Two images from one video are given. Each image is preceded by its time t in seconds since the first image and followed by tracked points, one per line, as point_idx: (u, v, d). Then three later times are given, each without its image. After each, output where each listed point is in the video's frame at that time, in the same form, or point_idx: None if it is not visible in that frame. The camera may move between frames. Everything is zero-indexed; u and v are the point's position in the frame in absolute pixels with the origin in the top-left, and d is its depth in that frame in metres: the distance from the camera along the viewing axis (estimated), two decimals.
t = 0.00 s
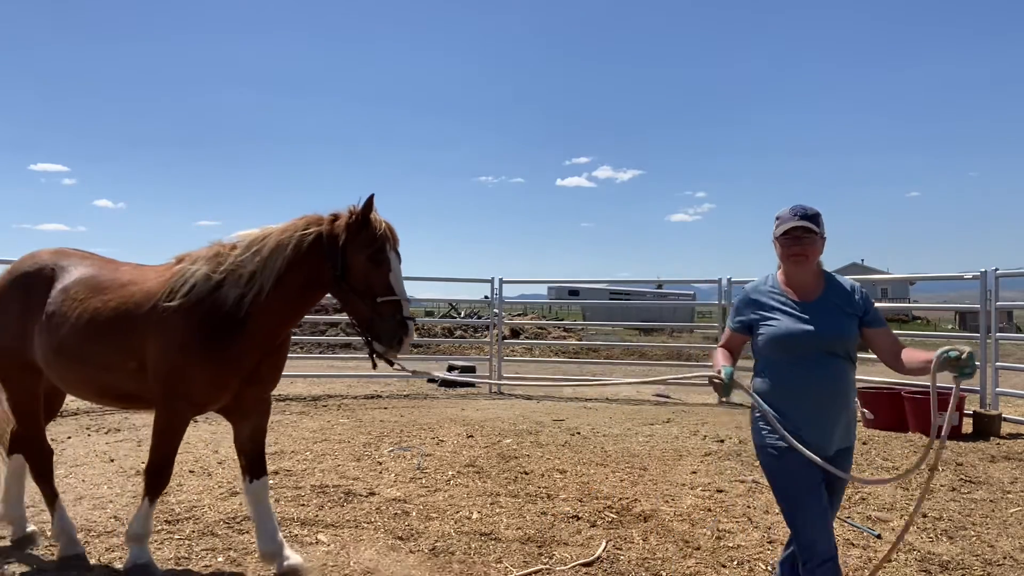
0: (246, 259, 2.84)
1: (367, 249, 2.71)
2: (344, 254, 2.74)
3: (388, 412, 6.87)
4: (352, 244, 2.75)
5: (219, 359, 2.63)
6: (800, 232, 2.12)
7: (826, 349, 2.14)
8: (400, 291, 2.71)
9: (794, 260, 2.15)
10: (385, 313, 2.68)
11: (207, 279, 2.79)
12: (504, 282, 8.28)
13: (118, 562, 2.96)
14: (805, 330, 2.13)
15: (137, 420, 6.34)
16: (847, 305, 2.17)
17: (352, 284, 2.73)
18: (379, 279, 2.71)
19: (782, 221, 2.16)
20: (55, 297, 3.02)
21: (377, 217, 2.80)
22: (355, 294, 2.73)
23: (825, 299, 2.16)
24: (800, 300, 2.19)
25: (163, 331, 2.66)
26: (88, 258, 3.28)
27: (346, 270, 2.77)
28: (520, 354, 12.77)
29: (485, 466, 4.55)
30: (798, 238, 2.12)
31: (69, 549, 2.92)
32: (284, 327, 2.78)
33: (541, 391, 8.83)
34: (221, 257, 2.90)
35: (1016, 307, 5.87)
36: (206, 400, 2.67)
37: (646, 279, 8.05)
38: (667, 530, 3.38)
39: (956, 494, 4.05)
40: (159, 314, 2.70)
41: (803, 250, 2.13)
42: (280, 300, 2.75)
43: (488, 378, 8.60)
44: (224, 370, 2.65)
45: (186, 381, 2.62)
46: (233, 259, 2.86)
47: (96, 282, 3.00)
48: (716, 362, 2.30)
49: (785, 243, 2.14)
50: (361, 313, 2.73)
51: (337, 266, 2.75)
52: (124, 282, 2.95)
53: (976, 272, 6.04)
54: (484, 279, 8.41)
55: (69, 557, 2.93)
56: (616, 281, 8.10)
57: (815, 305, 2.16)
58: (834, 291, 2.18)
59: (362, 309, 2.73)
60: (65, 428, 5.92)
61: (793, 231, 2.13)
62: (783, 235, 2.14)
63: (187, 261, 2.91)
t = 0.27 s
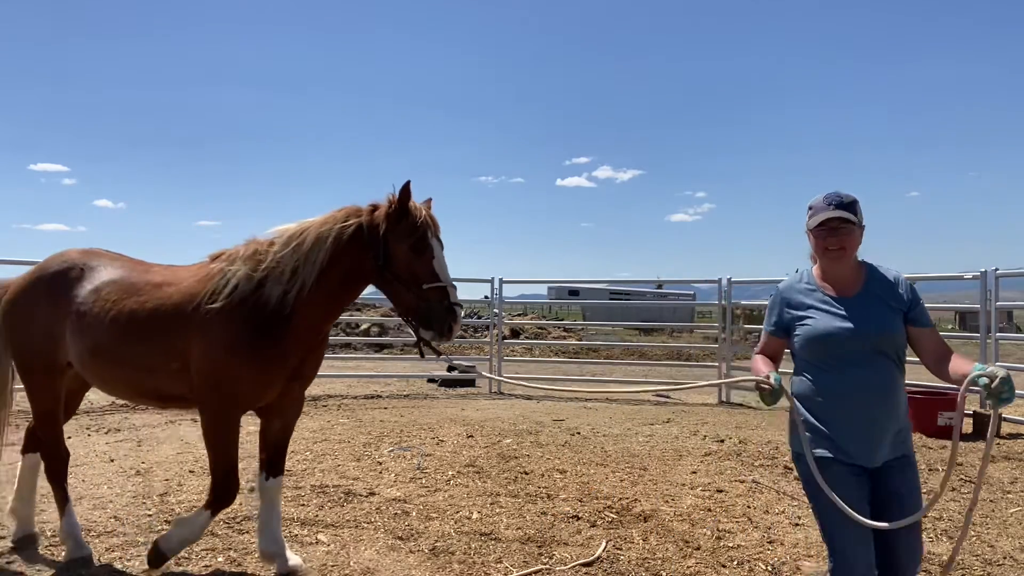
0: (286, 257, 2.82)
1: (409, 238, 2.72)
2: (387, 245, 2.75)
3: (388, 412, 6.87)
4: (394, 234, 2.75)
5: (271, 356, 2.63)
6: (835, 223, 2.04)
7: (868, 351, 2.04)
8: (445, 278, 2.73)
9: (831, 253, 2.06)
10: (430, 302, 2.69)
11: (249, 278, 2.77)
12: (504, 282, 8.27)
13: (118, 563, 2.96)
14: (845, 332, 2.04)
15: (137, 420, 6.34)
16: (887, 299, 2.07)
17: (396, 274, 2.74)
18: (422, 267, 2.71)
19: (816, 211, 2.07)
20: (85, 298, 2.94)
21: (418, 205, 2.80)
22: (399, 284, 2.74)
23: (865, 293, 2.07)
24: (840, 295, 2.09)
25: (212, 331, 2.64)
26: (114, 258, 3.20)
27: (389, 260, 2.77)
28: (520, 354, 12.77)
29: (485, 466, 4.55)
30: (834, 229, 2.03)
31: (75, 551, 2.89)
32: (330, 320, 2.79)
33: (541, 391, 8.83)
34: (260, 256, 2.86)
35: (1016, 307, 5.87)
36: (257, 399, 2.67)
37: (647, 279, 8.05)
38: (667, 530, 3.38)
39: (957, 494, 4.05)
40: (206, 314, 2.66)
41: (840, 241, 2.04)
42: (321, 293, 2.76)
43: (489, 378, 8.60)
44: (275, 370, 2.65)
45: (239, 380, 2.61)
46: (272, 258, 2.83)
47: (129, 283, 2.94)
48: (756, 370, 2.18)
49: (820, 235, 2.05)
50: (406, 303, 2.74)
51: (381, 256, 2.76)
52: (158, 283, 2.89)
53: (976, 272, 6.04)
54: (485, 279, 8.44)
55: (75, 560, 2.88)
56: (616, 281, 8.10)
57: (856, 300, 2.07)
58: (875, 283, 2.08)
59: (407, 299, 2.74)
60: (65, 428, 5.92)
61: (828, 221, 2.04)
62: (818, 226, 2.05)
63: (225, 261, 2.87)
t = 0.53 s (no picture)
0: (307, 249, 2.80)
1: (427, 223, 2.71)
2: (406, 231, 2.76)
3: (388, 412, 6.87)
4: (413, 219, 2.75)
5: (315, 348, 2.63)
6: (897, 212, 1.86)
7: (928, 357, 1.83)
8: (467, 258, 2.71)
9: (887, 246, 1.89)
10: (456, 285, 2.69)
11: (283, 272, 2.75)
12: (503, 283, 8.27)
13: (119, 563, 2.96)
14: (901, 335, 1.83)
15: (137, 420, 6.34)
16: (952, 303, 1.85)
17: (419, 261, 2.74)
18: (444, 250, 2.71)
19: (875, 199, 1.91)
20: (108, 299, 2.90)
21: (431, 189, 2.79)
22: (422, 270, 2.74)
23: (926, 293, 1.86)
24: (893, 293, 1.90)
25: (253, 326, 2.61)
26: (135, 259, 3.17)
27: (410, 246, 2.77)
28: (520, 353, 12.77)
29: (485, 466, 4.55)
30: (894, 219, 1.86)
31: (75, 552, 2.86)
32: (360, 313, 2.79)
33: (540, 391, 8.83)
34: (281, 250, 2.83)
35: (1016, 307, 5.86)
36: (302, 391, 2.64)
37: (647, 279, 8.05)
38: (667, 530, 3.38)
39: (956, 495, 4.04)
40: (245, 309, 2.64)
41: (901, 234, 1.86)
42: (356, 285, 2.79)
43: (489, 378, 8.60)
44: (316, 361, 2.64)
45: (288, 375, 2.59)
46: (294, 250, 2.81)
47: (154, 283, 2.89)
48: (795, 369, 2.08)
49: (878, 225, 1.88)
50: (432, 288, 2.75)
51: (403, 242, 2.76)
52: (182, 283, 2.86)
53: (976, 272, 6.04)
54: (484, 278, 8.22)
55: (73, 563, 2.85)
56: (616, 281, 8.10)
57: (915, 300, 1.86)
58: (940, 283, 1.87)
59: (433, 283, 2.75)
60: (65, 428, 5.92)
61: (889, 210, 1.87)
62: (876, 215, 1.88)
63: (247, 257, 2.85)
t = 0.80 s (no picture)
0: (319, 246, 2.76)
1: (428, 203, 2.66)
2: (408, 213, 2.71)
3: (388, 412, 6.87)
4: (414, 201, 2.70)
5: (332, 349, 2.59)
6: (972, 198, 1.68)
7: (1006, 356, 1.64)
8: (472, 237, 2.64)
9: (964, 235, 1.70)
10: (462, 262, 2.63)
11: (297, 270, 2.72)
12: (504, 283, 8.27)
13: (119, 562, 2.96)
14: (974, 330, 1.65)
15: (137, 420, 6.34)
16: None
17: (422, 243, 2.68)
18: (447, 229, 2.65)
19: (946, 185, 1.72)
20: (124, 299, 2.90)
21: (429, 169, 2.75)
22: (427, 252, 2.67)
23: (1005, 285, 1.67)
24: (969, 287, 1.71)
25: (267, 327, 2.57)
26: (152, 258, 3.16)
27: (413, 229, 2.71)
28: (520, 353, 12.77)
29: (485, 466, 4.55)
30: (970, 204, 1.67)
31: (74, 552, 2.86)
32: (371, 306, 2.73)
33: (540, 391, 8.84)
34: (294, 247, 2.81)
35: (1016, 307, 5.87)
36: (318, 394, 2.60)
37: (647, 280, 8.05)
38: (667, 530, 3.38)
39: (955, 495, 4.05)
40: (259, 310, 2.61)
41: (978, 221, 1.67)
42: (369, 280, 2.71)
43: (489, 378, 8.60)
44: (332, 363, 2.59)
45: (305, 378, 2.55)
46: (306, 248, 2.78)
47: (170, 282, 2.88)
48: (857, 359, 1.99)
49: (951, 213, 1.70)
50: (439, 270, 2.68)
51: (405, 226, 2.70)
52: (197, 283, 2.84)
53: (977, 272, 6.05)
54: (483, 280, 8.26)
55: (71, 563, 2.85)
56: (616, 281, 8.09)
57: (992, 292, 1.67)
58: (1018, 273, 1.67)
59: (439, 265, 2.68)
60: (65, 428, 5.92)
61: (962, 197, 1.69)
62: (949, 202, 1.70)
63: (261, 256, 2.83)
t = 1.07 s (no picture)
0: (332, 243, 2.75)
1: (435, 200, 2.59)
2: (416, 211, 2.66)
3: (388, 412, 6.86)
4: (423, 199, 2.65)
5: (345, 346, 2.56)
6: (1011, 188, 1.59)
7: None
8: (479, 237, 2.57)
9: (1004, 226, 1.60)
10: (467, 262, 2.55)
11: (310, 266, 2.71)
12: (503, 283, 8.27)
13: (120, 562, 2.97)
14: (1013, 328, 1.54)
15: (137, 420, 6.34)
16: None
17: (429, 242, 2.62)
18: (453, 227, 2.58)
19: (984, 174, 1.64)
20: (145, 297, 2.93)
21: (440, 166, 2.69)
22: (433, 251, 2.61)
23: None
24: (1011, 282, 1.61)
25: (279, 325, 2.56)
26: (173, 255, 3.19)
27: (421, 228, 2.65)
28: (521, 353, 12.77)
29: (485, 466, 4.54)
30: (1009, 193, 1.59)
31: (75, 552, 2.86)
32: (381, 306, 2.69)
33: (540, 391, 8.84)
34: (309, 244, 2.81)
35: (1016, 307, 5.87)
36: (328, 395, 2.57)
37: (647, 280, 8.05)
38: (667, 530, 3.38)
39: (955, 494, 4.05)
40: (272, 308, 2.60)
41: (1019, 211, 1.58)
42: (382, 278, 2.68)
43: (489, 378, 8.60)
44: (343, 363, 2.56)
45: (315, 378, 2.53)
46: (320, 245, 2.77)
47: (189, 280, 2.91)
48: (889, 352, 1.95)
49: (989, 204, 1.61)
50: (444, 271, 2.61)
51: (413, 224, 2.65)
52: (215, 281, 2.86)
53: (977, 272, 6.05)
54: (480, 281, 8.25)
55: (73, 562, 2.86)
56: (616, 280, 8.09)
57: None
58: None
59: (445, 264, 2.60)
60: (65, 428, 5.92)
61: (1001, 186, 1.60)
62: (985, 193, 1.62)
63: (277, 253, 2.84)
